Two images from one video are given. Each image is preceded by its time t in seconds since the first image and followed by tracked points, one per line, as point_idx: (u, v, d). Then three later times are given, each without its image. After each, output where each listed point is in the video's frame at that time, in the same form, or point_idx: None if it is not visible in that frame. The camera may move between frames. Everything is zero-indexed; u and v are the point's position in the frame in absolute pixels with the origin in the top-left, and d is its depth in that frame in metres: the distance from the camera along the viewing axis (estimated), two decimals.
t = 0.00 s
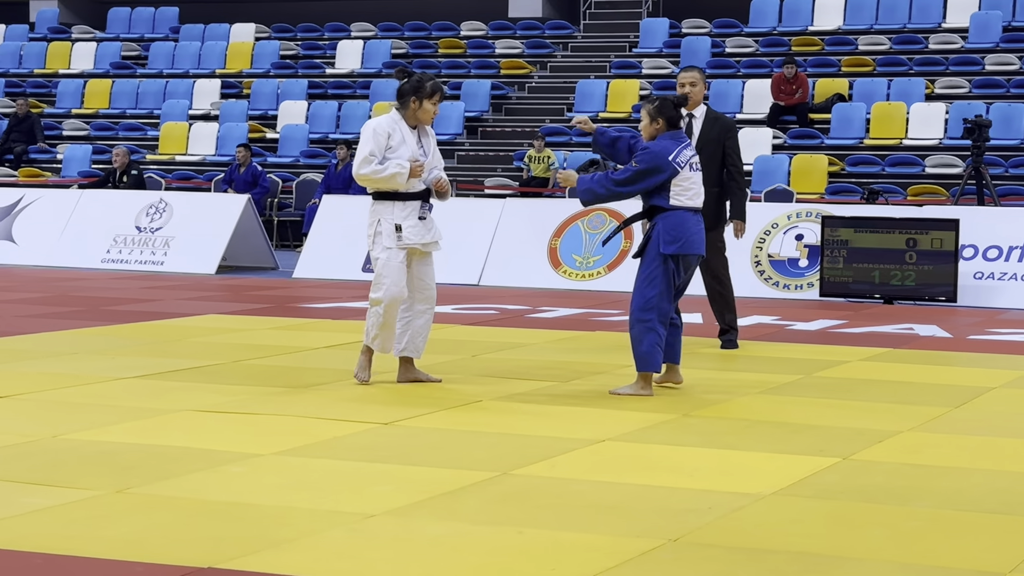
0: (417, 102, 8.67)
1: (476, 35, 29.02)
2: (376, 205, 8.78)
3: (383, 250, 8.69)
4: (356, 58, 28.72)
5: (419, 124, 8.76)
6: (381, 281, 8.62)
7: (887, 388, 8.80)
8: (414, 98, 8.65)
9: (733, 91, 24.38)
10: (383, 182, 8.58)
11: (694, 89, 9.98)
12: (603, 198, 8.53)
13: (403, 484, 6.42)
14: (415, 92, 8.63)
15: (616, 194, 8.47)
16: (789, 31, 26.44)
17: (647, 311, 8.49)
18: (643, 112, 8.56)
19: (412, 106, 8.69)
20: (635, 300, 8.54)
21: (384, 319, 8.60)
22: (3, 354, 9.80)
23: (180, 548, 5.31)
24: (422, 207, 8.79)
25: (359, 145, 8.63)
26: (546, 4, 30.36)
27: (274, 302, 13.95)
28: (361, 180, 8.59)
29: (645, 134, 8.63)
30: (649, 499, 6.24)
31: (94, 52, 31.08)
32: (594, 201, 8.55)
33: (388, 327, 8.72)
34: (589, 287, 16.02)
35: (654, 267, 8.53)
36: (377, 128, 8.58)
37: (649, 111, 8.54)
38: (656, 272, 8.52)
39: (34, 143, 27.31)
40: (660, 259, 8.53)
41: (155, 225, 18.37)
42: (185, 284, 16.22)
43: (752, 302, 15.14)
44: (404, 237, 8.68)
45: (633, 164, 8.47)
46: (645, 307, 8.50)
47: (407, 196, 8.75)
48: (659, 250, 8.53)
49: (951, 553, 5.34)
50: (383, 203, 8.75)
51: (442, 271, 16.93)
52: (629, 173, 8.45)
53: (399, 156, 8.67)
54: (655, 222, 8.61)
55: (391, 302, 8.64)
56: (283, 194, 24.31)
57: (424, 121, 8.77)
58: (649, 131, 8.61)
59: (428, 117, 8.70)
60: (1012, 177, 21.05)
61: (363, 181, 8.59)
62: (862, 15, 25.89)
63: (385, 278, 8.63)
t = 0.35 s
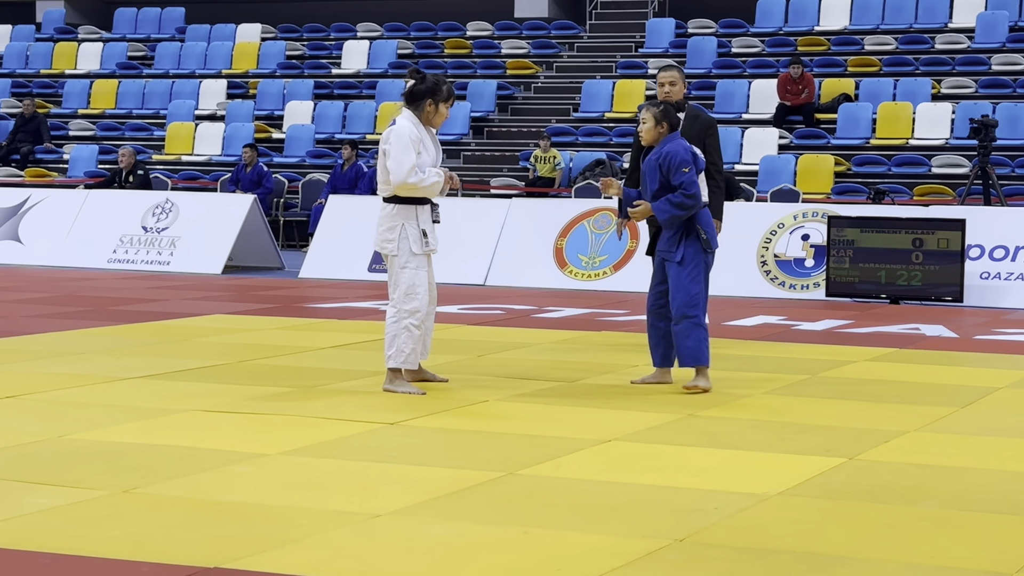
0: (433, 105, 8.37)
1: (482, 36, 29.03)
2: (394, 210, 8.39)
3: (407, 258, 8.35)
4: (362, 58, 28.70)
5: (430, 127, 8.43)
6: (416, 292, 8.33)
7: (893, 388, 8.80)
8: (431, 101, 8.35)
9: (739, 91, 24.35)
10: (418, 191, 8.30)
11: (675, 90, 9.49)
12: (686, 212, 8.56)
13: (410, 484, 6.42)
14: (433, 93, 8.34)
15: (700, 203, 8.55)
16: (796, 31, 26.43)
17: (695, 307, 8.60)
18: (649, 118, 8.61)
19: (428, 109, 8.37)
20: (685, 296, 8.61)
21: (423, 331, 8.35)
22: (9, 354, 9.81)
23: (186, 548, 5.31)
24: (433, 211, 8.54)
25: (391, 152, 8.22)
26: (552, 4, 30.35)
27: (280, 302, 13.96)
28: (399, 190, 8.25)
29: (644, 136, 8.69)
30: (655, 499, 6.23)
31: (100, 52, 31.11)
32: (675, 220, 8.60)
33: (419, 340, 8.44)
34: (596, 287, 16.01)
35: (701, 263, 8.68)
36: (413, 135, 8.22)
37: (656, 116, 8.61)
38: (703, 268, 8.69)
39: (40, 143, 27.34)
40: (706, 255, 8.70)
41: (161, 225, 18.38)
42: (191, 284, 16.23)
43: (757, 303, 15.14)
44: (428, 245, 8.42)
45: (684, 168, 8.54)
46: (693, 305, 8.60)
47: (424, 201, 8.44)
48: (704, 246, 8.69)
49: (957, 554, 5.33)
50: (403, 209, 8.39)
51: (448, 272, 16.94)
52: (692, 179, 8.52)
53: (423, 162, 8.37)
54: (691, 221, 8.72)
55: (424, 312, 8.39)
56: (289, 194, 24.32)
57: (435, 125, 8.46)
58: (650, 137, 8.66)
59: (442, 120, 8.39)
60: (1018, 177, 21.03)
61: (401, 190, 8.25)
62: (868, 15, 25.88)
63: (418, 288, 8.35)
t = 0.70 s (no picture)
0: (438, 105, 8.36)
1: (486, 36, 29.05)
2: (405, 213, 8.35)
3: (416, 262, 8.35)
4: (366, 58, 28.70)
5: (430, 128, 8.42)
6: (427, 297, 8.37)
7: (898, 388, 8.80)
8: (436, 102, 8.34)
9: (742, 91, 24.38)
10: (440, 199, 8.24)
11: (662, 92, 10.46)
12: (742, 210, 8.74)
13: (413, 484, 6.43)
14: (439, 93, 8.33)
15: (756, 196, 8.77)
16: (799, 31, 26.43)
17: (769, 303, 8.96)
18: (689, 122, 8.82)
19: (432, 110, 8.36)
20: (749, 301, 8.90)
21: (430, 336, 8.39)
22: (13, 354, 9.81)
23: (189, 548, 5.31)
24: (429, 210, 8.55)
25: (418, 159, 8.09)
26: (556, 4, 30.34)
27: (284, 302, 13.97)
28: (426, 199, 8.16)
29: (684, 142, 8.90)
30: (659, 499, 6.23)
31: (104, 52, 31.12)
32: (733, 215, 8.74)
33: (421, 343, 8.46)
34: (600, 287, 16.01)
35: (754, 267, 8.94)
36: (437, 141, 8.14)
37: (697, 120, 8.82)
38: (759, 274, 8.97)
39: (44, 143, 27.34)
40: (758, 258, 8.96)
41: (165, 225, 18.40)
42: (195, 284, 16.25)
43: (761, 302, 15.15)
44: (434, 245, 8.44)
45: (737, 163, 8.75)
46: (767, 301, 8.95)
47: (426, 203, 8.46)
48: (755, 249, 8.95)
49: (960, 554, 5.32)
50: (414, 210, 8.37)
51: (452, 271, 16.97)
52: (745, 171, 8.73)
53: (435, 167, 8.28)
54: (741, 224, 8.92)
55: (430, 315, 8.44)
56: (293, 194, 24.31)
57: (435, 126, 8.46)
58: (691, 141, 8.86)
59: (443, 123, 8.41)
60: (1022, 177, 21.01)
61: (427, 198, 8.15)
62: (872, 15, 25.86)
63: (427, 292, 8.38)
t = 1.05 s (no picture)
0: (442, 105, 8.36)
1: (488, 36, 29.08)
2: (402, 213, 8.33)
3: (419, 262, 8.34)
4: (368, 58, 28.74)
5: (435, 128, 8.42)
6: (428, 298, 8.34)
7: (900, 388, 8.81)
8: (440, 101, 8.34)
9: (745, 92, 24.38)
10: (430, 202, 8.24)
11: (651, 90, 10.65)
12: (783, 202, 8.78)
13: (415, 484, 6.42)
14: (444, 93, 8.33)
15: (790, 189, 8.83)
16: (802, 31, 26.43)
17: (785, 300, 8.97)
18: (708, 118, 8.78)
19: (437, 110, 8.36)
20: (768, 295, 8.90)
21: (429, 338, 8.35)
22: (15, 354, 9.81)
23: (191, 548, 5.31)
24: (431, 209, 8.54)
25: (409, 162, 8.12)
26: (558, 4, 30.34)
27: (286, 302, 13.97)
28: (415, 203, 8.18)
29: (703, 138, 8.84)
30: (660, 499, 6.23)
31: (107, 53, 31.13)
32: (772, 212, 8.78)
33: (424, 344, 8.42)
34: (602, 288, 16.00)
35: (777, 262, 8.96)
36: (432, 144, 8.14)
37: (718, 116, 8.79)
38: (779, 267, 8.98)
39: (47, 143, 27.33)
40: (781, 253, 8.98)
41: (168, 225, 18.40)
42: (197, 284, 16.25)
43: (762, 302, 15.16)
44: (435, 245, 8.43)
45: (769, 158, 8.79)
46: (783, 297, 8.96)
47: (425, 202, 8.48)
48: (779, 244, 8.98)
49: (962, 554, 5.31)
50: (413, 212, 8.34)
51: (452, 272, 16.97)
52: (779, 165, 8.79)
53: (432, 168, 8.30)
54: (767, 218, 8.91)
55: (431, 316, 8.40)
56: (295, 194, 24.30)
57: (440, 125, 8.46)
58: (710, 136, 8.83)
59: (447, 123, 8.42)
60: None
61: (414, 202, 8.19)
62: (874, 15, 25.85)
63: (428, 293, 8.35)
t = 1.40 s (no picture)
0: (463, 110, 8.39)
1: (488, 36, 29.07)
2: (412, 211, 8.34)
3: (423, 261, 8.30)
4: (369, 58, 28.76)
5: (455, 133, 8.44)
6: (424, 298, 8.26)
7: (901, 388, 8.80)
8: (461, 107, 8.37)
9: (745, 92, 24.36)
10: (440, 197, 8.17)
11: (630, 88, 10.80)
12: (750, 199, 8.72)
13: (416, 484, 6.42)
14: (464, 98, 8.36)
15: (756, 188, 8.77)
16: (802, 31, 26.42)
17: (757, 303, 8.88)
18: (675, 122, 8.86)
19: (456, 116, 8.39)
20: (742, 297, 8.81)
21: (424, 338, 8.27)
22: (15, 354, 9.81)
23: (192, 548, 5.30)
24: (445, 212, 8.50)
25: (418, 151, 8.13)
26: (558, 4, 30.33)
27: (287, 302, 13.98)
28: (422, 191, 8.13)
29: (674, 142, 8.94)
30: (660, 499, 6.22)
31: (107, 52, 31.13)
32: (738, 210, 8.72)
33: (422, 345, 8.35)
34: (602, 288, 16.01)
35: (748, 262, 8.90)
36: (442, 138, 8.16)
37: (685, 120, 8.84)
38: (751, 268, 8.93)
39: (48, 143, 27.33)
40: (752, 253, 8.92)
41: (168, 225, 18.41)
42: (198, 284, 16.26)
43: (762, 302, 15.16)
44: (440, 246, 8.36)
45: (734, 159, 8.79)
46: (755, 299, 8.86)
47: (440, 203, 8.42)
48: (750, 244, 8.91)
49: (962, 554, 5.30)
50: (420, 210, 8.34)
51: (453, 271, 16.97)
52: (744, 164, 8.75)
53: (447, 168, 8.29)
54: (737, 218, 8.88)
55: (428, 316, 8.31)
56: (296, 194, 24.31)
57: (461, 131, 8.48)
58: (679, 139, 8.92)
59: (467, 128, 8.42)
60: None
61: (420, 193, 8.15)
62: (875, 15, 25.85)
63: (426, 293, 8.29)
